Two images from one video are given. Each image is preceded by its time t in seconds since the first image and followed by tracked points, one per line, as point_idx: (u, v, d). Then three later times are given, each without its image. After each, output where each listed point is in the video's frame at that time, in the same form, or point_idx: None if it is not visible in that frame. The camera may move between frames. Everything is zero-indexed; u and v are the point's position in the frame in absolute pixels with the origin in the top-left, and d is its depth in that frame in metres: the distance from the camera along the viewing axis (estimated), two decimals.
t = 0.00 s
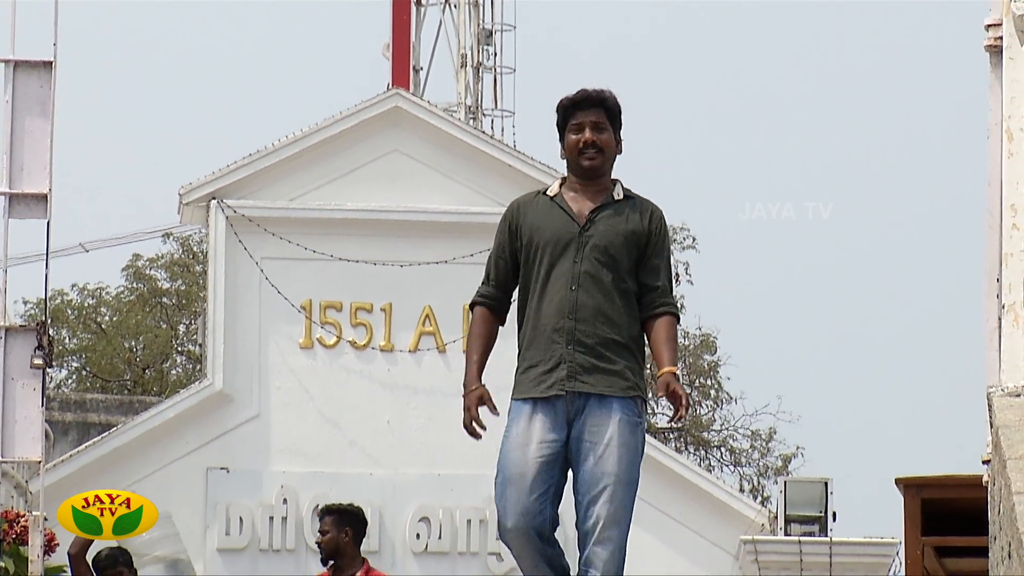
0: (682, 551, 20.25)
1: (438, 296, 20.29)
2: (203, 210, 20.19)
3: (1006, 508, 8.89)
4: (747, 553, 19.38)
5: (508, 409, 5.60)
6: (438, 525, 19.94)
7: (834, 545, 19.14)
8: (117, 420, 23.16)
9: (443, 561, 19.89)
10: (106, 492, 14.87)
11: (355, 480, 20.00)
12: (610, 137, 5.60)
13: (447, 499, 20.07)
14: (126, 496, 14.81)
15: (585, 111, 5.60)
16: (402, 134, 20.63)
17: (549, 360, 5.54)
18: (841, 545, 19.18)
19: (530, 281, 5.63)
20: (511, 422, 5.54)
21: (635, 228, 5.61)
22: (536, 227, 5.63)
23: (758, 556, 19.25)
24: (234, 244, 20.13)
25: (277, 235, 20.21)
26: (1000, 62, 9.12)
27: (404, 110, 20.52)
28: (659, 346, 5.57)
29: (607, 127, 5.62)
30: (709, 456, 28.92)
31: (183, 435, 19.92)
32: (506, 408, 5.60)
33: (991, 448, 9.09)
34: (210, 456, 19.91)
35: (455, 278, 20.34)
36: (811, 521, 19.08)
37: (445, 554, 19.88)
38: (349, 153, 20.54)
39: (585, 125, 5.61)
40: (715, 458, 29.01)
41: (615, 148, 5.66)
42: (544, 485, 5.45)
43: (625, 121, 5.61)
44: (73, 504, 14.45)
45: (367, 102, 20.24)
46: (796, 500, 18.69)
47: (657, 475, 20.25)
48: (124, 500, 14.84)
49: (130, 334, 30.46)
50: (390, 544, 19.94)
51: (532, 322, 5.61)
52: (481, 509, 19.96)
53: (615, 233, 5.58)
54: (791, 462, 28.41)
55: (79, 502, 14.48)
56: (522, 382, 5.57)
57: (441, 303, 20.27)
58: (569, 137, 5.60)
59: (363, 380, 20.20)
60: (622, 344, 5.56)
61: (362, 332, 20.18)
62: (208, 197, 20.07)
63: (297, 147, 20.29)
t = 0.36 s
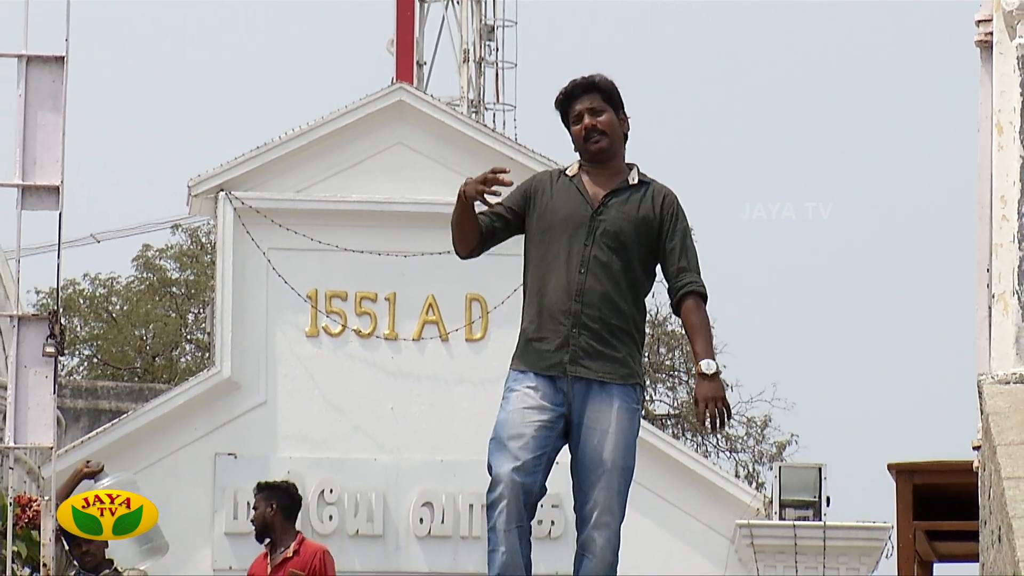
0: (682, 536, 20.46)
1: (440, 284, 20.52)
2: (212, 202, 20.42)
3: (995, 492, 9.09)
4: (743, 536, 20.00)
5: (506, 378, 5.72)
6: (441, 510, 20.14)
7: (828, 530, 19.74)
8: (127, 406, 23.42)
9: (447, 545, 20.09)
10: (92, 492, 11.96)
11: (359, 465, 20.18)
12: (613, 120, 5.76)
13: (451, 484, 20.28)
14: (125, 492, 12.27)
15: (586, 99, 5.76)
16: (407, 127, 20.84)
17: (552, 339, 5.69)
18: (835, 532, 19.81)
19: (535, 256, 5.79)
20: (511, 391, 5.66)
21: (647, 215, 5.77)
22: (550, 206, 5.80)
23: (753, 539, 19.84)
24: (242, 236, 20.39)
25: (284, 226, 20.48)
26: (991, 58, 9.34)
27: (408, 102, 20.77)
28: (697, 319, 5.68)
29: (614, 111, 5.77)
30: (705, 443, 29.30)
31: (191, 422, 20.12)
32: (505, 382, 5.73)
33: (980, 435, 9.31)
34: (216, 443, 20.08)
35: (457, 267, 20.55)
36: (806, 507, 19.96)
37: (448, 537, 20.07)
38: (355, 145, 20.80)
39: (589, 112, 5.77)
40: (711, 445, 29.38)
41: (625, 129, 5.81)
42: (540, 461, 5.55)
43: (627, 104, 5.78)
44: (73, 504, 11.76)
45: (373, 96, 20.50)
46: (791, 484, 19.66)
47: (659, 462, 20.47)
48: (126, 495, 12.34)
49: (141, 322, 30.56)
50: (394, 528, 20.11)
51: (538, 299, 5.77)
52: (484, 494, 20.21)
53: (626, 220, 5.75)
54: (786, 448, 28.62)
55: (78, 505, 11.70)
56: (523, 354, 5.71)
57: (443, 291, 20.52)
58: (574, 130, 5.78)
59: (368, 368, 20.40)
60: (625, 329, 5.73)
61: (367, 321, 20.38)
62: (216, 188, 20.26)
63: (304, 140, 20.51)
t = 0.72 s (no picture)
0: (679, 521, 20.70)
1: (445, 276, 20.68)
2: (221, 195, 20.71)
3: (986, 478, 9.30)
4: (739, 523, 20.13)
5: (505, 361, 6.12)
6: (446, 496, 20.43)
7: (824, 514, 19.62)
8: (138, 395, 23.71)
9: (450, 531, 20.42)
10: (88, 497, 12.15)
11: (366, 452, 20.48)
12: (622, 115, 6.18)
13: (454, 471, 20.55)
14: (121, 496, 12.82)
15: (599, 91, 6.18)
16: (412, 122, 21.02)
17: (552, 327, 6.11)
18: (832, 519, 19.66)
19: (535, 246, 6.20)
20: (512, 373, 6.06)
21: (642, 209, 6.22)
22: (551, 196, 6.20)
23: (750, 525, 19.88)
24: (250, 228, 20.61)
25: (292, 219, 20.67)
26: (982, 56, 9.55)
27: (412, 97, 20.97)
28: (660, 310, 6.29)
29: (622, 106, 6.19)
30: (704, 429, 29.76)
31: (200, 411, 20.51)
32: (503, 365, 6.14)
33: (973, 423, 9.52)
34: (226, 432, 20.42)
35: (462, 259, 20.73)
36: (802, 493, 19.89)
37: (452, 524, 20.40)
38: (362, 139, 20.95)
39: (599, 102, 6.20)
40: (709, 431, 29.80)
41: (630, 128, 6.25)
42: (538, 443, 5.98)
43: (641, 103, 6.19)
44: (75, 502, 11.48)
45: (378, 91, 20.67)
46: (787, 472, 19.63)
47: (649, 445, 20.74)
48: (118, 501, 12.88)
49: (151, 313, 30.97)
50: (399, 514, 20.45)
51: (537, 287, 6.17)
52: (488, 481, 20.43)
53: (623, 216, 6.19)
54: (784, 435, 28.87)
55: (76, 503, 11.62)
56: (523, 341, 6.12)
57: (448, 283, 20.66)
58: (583, 117, 6.20)
59: (374, 358, 20.62)
60: (620, 319, 6.18)
61: (373, 312, 20.58)
62: (226, 182, 20.61)
63: (310, 134, 20.69)
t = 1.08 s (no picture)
0: (675, 508, 21.02)
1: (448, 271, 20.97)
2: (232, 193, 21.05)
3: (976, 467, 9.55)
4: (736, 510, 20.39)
5: (493, 382, 6.71)
6: (450, 484, 20.66)
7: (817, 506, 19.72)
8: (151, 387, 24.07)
9: (454, 518, 20.66)
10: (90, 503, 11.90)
11: (372, 442, 20.75)
12: (591, 133, 6.76)
13: (457, 460, 20.78)
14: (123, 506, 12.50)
15: (570, 112, 6.75)
16: (417, 121, 21.31)
17: (538, 342, 6.68)
18: (823, 507, 19.71)
19: (518, 268, 6.78)
20: (500, 398, 6.64)
21: (618, 219, 6.76)
22: (527, 215, 6.78)
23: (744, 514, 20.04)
24: (260, 225, 20.96)
25: (300, 216, 21.04)
26: (971, 55, 9.85)
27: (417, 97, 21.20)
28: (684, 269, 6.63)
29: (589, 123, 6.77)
30: (699, 420, 30.16)
31: (211, 401, 20.66)
32: (492, 387, 6.72)
33: (964, 413, 9.79)
34: (235, 422, 20.68)
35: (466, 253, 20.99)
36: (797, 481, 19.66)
37: (456, 511, 20.64)
38: (369, 138, 21.24)
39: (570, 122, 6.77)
40: (705, 422, 30.15)
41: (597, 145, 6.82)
42: (529, 464, 6.57)
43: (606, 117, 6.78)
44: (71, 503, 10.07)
45: (384, 91, 20.92)
46: (783, 461, 19.24)
47: (643, 433, 21.02)
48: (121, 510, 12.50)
49: (164, 307, 31.56)
50: (404, 503, 20.70)
51: (522, 305, 6.73)
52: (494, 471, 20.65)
53: (599, 227, 6.74)
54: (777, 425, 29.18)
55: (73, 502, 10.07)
56: (510, 359, 6.70)
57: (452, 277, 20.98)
58: (553, 137, 6.76)
59: (381, 351, 20.93)
60: (604, 326, 6.73)
61: (379, 305, 20.86)
62: (236, 179, 20.90)
63: (318, 133, 20.98)
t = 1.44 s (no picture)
0: (674, 492, 21.25)
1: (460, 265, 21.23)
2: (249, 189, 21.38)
3: (971, 453, 9.88)
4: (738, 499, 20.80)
5: (469, 398, 7.14)
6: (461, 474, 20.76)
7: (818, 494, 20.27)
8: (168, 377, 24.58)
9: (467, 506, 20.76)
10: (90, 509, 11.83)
11: (385, 432, 20.93)
12: (531, 147, 7.19)
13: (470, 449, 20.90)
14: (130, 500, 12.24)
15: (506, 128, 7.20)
16: (428, 120, 21.60)
17: (501, 348, 7.06)
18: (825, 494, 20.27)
19: (478, 284, 7.19)
20: (472, 412, 7.08)
21: (557, 216, 7.15)
22: (475, 233, 7.21)
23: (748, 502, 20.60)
24: (276, 220, 21.33)
25: (316, 212, 21.36)
26: (969, 55, 10.13)
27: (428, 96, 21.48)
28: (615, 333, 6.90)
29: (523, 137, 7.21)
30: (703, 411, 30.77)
31: (229, 392, 21.02)
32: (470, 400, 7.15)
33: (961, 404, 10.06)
34: (253, 412, 20.98)
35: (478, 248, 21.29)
36: (798, 470, 20.43)
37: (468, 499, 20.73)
38: (381, 136, 21.55)
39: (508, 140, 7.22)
40: (709, 413, 30.74)
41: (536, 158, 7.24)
42: (505, 471, 7.00)
43: (539, 127, 7.19)
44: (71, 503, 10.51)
45: (397, 91, 21.19)
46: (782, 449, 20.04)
47: (645, 423, 21.39)
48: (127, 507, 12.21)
49: (183, 301, 32.21)
50: (416, 491, 20.77)
51: (484, 318, 7.13)
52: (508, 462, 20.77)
53: (540, 225, 7.12)
54: (777, 416, 29.54)
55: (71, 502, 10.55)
56: (479, 373, 7.11)
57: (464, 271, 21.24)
58: (493, 155, 7.21)
59: (393, 344, 21.22)
60: (561, 320, 7.06)
61: (392, 299, 21.17)
62: (252, 176, 21.26)
63: (335, 131, 21.27)
